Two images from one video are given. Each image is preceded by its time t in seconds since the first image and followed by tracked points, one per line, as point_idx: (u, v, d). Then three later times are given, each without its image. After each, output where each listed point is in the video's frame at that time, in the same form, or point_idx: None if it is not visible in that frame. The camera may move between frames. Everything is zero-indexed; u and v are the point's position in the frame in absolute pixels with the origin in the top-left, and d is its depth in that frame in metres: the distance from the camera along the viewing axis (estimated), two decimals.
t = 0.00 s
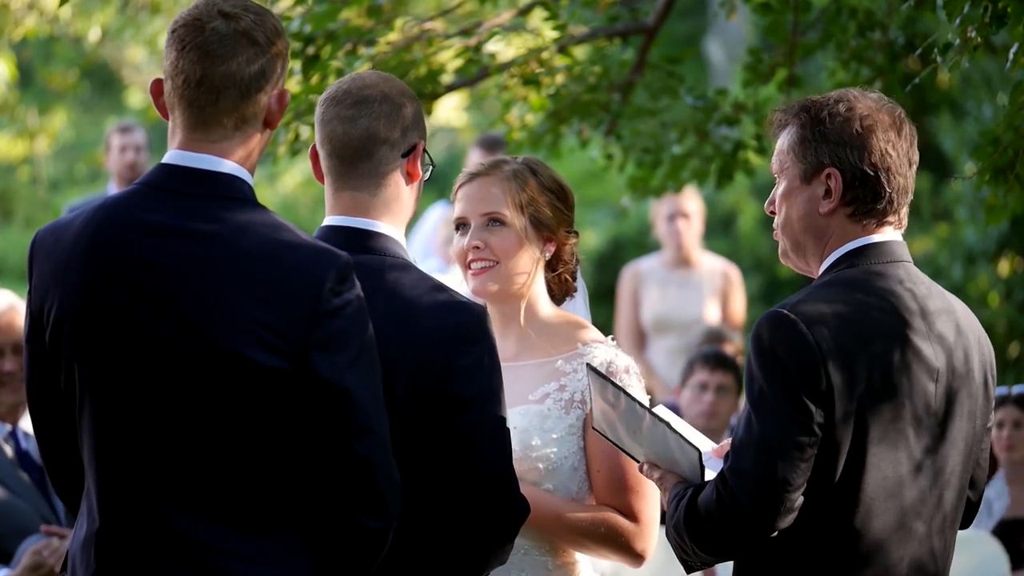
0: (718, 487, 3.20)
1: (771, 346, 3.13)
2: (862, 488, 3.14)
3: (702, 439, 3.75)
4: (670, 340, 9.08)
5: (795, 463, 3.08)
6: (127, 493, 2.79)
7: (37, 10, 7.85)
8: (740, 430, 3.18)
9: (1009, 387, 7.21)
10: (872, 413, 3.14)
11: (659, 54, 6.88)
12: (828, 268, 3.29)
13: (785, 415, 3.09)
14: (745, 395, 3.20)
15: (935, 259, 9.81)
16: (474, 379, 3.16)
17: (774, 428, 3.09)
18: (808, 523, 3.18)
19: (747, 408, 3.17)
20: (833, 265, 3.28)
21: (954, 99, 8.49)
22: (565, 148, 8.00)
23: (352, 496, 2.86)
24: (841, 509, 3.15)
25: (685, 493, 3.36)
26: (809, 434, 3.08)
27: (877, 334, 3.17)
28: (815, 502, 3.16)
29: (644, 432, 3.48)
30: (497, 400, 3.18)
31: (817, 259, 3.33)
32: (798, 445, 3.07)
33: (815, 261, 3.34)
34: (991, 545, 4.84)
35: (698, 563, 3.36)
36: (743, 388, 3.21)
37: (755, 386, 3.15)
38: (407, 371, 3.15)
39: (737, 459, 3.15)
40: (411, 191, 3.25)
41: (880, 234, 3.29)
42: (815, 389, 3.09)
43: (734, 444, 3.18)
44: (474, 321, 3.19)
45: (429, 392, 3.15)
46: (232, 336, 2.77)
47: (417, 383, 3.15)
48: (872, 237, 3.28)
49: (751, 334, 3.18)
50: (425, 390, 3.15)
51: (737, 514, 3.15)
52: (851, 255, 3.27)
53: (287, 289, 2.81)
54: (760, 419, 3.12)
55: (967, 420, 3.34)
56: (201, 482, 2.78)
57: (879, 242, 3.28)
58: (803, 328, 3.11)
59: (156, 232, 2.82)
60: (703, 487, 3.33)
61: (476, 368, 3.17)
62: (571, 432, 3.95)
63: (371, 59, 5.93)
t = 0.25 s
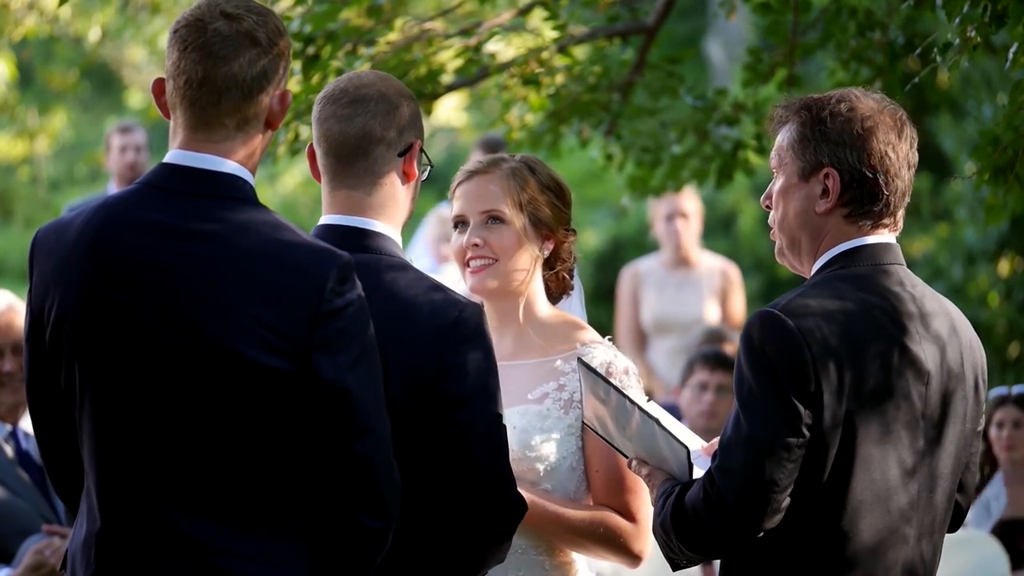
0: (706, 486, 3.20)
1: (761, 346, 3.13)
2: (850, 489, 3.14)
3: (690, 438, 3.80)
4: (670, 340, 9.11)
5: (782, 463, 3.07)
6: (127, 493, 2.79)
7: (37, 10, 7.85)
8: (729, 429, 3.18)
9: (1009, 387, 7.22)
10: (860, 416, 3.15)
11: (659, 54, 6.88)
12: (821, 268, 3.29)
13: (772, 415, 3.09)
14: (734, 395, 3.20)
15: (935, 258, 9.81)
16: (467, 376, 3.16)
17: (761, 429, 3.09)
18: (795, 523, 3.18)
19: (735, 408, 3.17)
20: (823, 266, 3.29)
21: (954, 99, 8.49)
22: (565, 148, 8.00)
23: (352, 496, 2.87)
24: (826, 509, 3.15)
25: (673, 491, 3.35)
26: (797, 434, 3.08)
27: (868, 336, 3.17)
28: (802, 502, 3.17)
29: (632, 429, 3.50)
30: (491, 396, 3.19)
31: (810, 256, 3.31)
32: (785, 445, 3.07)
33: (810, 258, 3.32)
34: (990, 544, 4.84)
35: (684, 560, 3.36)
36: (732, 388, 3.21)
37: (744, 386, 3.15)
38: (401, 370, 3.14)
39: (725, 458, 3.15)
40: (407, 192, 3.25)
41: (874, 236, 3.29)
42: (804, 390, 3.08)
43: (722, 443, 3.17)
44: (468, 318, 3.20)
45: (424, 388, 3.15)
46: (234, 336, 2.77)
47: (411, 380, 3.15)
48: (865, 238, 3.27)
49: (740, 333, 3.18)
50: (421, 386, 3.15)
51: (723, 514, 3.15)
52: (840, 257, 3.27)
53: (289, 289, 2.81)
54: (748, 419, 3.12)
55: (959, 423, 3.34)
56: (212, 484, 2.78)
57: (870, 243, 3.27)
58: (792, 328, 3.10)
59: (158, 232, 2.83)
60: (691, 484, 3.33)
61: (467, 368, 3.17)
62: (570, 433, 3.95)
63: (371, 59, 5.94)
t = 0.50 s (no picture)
0: (700, 487, 3.21)
1: (757, 346, 3.13)
2: (847, 489, 3.14)
3: (686, 436, 3.82)
4: (674, 340, 9.09)
5: (777, 464, 3.08)
6: (126, 492, 2.79)
7: (37, 10, 7.85)
8: (724, 430, 3.18)
9: (1008, 387, 7.22)
10: (858, 416, 3.14)
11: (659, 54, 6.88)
12: (818, 269, 3.28)
13: (768, 416, 3.09)
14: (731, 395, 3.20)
15: (936, 258, 9.81)
16: (475, 373, 3.17)
17: (757, 430, 3.09)
18: (791, 523, 3.18)
19: (732, 408, 3.17)
20: (822, 266, 3.28)
21: (954, 99, 8.49)
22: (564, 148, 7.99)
23: (351, 496, 2.87)
24: (822, 508, 3.15)
25: (667, 491, 3.36)
26: (792, 435, 3.08)
27: (865, 337, 3.16)
28: (798, 501, 3.16)
29: (627, 427, 3.52)
30: (498, 390, 3.20)
31: (804, 259, 3.32)
32: (780, 446, 3.07)
33: (806, 266, 3.33)
34: (990, 544, 4.84)
35: (679, 561, 3.36)
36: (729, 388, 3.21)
37: (740, 386, 3.15)
38: (406, 370, 3.15)
39: (721, 458, 3.16)
40: (408, 191, 3.25)
41: (870, 234, 3.28)
42: (799, 392, 3.08)
43: (718, 443, 3.18)
44: (471, 316, 3.20)
45: (432, 384, 3.16)
46: (234, 336, 2.77)
47: (417, 378, 3.15)
48: (862, 238, 3.27)
49: (736, 334, 3.18)
50: (426, 383, 3.15)
51: (719, 515, 3.16)
52: (838, 258, 3.27)
53: (288, 290, 2.81)
54: (744, 420, 3.12)
55: (956, 423, 3.33)
56: (210, 484, 2.78)
57: (869, 244, 3.28)
58: (790, 329, 3.10)
59: (157, 232, 2.83)
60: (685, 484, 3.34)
61: (474, 364, 3.17)
62: (566, 431, 3.95)
63: (371, 59, 5.94)
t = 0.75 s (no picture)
0: (705, 488, 3.21)
1: (760, 348, 3.13)
2: (851, 490, 3.14)
3: (690, 438, 3.77)
4: (680, 339, 9.09)
5: (781, 465, 3.08)
6: (123, 492, 2.78)
7: (37, 10, 7.85)
8: (727, 432, 3.18)
9: (1009, 386, 7.21)
10: (861, 416, 3.14)
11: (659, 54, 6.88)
12: (817, 270, 3.28)
13: (771, 417, 3.09)
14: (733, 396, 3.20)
15: (936, 258, 9.81)
16: (485, 372, 3.16)
17: (761, 430, 3.09)
18: (795, 525, 3.18)
19: (735, 409, 3.17)
20: (822, 266, 3.28)
21: (954, 99, 8.49)
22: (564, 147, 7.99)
23: (349, 496, 2.86)
24: (827, 509, 3.15)
25: (671, 493, 3.36)
26: (796, 436, 3.08)
27: (864, 338, 3.16)
28: (803, 502, 3.16)
29: (631, 430, 3.49)
30: (507, 389, 3.18)
31: (802, 265, 3.32)
32: (784, 447, 3.07)
33: (805, 271, 3.34)
34: (990, 544, 4.84)
35: (684, 562, 3.36)
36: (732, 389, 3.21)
37: (743, 387, 3.15)
38: (416, 369, 3.15)
39: (724, 460, 3.16)
40: (412, 191, 3.25)
41: (865, 233, 3.28)
42: (802, 393, 3.08)
43: (721, 445, 3.18)
44: (479, 316, 3.18)
45: (441, 384, 3.15)
46: (232, 337, 2.77)
47: (429, 378, 3.15)
48: (859, 238, 3.27)
49: (738, 336, 3.18)
50: (436, 382, 3.15)
51: (723, 516, 3.16)
52: (838, 257, 3.26)
53: (287, 290, 2.81)
54: (747, 420, 3.12)
55: (955, 423, 3.33)
56: (208, 484, 2.78)
57: (868, 242, 3.27)
58: (791, 331, 3.10)
59: (155, 232, 2.83)
60: (689, 487, 3.33)
61: (483, 363, 3.16)
62: (565, 430, 3.96)
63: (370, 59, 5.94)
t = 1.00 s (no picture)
0: (714, 488, 3.20)
1: (766, 347, 3.13)
2: (858, 491, 3.15)
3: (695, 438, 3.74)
4: (682, 339, 9.09)
5: (790, 464, 3.08)
6: (121, 492, 2.78)
7: (37, 10, 7.85)
8: (735, 432, 3.18)
9: (1008, 386, 7.21)
10: (867, 414, 3.14)
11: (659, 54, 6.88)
12: (820, 270, 3.28)
13: (779, 416, 3.08)
14: (740, 396, 3.20)
15: (935, 258, 9.81)
16: (493, 370, 3.15)
17: (769, 429, 3.09)
18: (804, 525, 3.18)
19: (742, 409, 3.17)
20: (825, 265, 3.27)
21: (955, 99, 8.49)
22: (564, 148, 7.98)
23: (346, 497, 2.86)
24: (835, 509, 3.16)
25: (680, 494, 3.35)
26: (805, 435, 3.08)
27: (862, 339, 3.15)
28: (812, 502, 3.16)
29: (639, 432, 3.46)
30: (515, 385, 3.17)
31: (805, 266, 3.32)
32: (793, 447, 3.07)
33: (808, 272, 3.34)
34: (990, 544, 4.84)
35: (693, 564, 3.36)
36: (738, 389, 3.21)
37: (750, 387, 3.15)
38: (424, 369, 3.15)
39: (732, 460, 3.15)
40: (418, 190, 3.25)
41: (867, 232, 3.27)
42: (810, 391, 3.09)
43: (730, 446, 3.17)
44: (486, 314, 3.18)
45: (449, 383, 3.15)
46: (229, 338, 2.77)
47: (437, 376, 3.15)
48: (861, 237, 3.27)
49: (745, 336, 3.18)
50: (445, 382, 3.15)
51: (732, 516, 3.15)
52: (839, 257, 3.26)
53: (284, 290, 2.80)
54: (755, 420, 3.12)
55: (954, 423, 3.31)
56: (205, 485, 2.78)
57: (869, 242, 3.27)
58: (799, 330, 3.11)
59: (153, 232, 2.83)
60: (698, 488, 3.33)
61: (493, 359, 3.16)
62: (565, 429, 3.96)
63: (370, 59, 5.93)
